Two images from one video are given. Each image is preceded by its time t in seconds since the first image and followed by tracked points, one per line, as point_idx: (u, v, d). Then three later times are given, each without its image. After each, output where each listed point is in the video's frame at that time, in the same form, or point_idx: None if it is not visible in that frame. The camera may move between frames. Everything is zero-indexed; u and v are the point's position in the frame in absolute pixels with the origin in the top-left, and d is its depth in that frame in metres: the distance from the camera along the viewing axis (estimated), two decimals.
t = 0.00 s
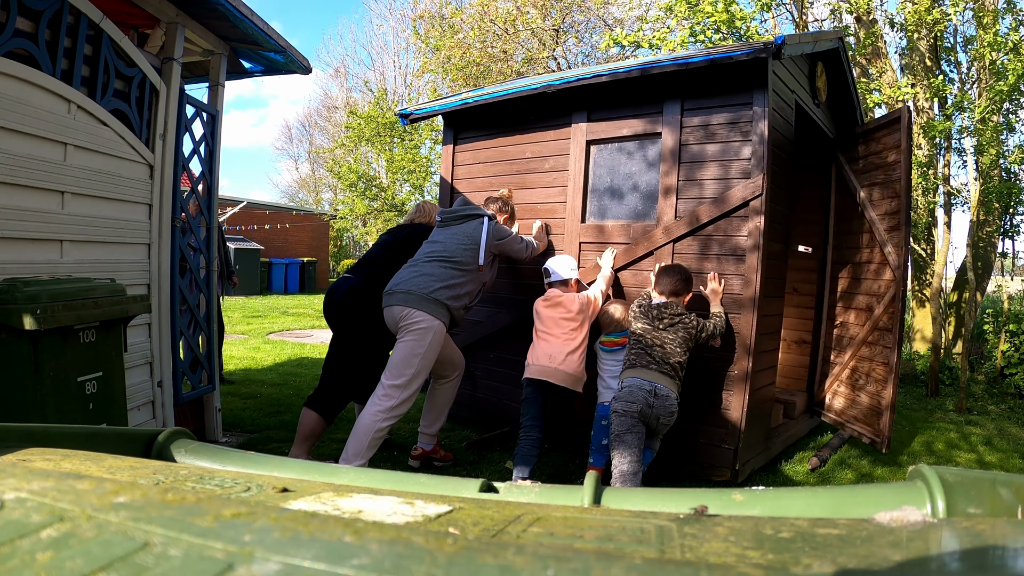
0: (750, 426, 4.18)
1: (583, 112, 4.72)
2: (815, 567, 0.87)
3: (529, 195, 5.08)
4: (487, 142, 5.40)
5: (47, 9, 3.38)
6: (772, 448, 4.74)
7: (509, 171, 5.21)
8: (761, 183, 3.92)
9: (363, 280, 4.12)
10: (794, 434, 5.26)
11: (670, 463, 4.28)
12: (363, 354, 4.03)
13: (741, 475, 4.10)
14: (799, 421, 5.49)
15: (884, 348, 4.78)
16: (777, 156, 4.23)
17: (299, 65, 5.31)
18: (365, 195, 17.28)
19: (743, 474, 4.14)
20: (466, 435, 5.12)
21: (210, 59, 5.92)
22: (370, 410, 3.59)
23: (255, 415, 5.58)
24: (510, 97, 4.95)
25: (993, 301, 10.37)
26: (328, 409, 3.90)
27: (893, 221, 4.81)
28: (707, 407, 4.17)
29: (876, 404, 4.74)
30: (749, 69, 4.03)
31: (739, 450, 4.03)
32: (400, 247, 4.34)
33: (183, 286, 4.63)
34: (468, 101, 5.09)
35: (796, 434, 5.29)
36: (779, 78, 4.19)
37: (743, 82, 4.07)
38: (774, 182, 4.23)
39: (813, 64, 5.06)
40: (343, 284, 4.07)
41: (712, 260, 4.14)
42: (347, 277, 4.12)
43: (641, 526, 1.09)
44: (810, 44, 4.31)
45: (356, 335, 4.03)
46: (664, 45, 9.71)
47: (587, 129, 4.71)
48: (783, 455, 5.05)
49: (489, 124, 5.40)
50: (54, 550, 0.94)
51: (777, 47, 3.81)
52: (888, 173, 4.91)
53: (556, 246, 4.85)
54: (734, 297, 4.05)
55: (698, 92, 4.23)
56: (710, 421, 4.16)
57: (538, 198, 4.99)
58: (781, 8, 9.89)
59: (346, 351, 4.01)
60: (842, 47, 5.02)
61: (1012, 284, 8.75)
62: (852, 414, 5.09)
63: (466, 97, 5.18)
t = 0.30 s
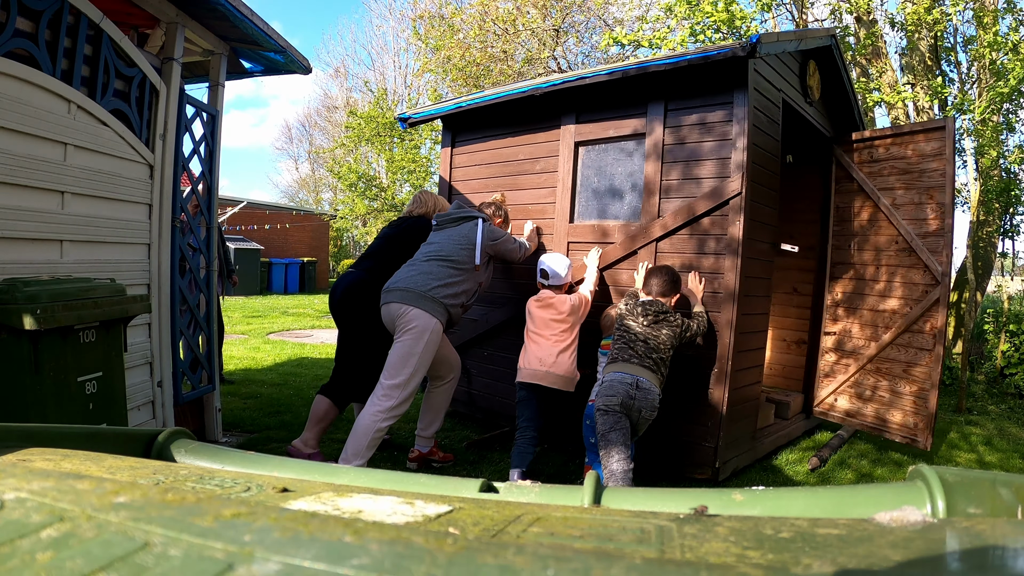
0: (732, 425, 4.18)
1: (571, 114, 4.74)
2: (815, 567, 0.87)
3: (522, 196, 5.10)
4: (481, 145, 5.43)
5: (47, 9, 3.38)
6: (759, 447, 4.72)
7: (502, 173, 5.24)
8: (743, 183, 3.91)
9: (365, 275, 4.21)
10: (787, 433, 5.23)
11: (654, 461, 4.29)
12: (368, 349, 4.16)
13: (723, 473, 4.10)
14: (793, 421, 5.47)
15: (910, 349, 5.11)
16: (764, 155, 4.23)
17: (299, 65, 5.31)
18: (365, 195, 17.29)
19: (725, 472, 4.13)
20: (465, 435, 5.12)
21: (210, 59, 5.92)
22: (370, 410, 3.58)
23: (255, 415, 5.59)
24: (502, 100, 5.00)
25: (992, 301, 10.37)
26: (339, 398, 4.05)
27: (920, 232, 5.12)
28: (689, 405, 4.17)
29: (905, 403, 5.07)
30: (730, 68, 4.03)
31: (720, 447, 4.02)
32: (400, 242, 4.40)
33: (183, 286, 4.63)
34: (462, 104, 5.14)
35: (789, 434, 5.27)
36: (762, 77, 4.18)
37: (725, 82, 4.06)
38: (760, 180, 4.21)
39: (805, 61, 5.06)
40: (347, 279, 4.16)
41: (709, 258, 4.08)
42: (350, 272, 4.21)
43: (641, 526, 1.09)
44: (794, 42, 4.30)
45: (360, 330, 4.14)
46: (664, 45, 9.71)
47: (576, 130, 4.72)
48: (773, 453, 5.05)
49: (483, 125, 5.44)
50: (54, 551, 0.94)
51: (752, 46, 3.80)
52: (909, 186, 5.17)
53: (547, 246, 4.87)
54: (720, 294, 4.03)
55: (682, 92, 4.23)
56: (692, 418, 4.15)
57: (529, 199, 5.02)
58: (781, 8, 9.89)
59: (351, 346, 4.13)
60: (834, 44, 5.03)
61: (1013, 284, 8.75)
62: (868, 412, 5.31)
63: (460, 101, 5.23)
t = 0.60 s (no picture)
0: (726, 424, 4.18)
1: (563, 115, 4.74)
2: (815, 567, 0.87)
3: (515, 197, 5.10)
4: (473, 147, 5.44)
5: (47, 9, 3.38)
6: (755, 446, 4.71)
7: (495, 173, 5.24)
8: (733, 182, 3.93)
9: (355, 272, 4.26)
10: (784, 433, 5.21)
11: (649, 461, 4.29)
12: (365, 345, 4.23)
13: (717, 472, 4.11)
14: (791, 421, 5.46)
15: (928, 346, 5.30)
16: (754, 157, 4.25)
17: (299, 65, 5.30)
18: (365, 196, 17.28)
19: (720, 471, 4.14)
20: (466, 435, 5.11)
21: (210, 59, 5.92)
22: (372, 409, 3.58)
23: (255, 415, 5.59)
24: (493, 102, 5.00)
25: (992, 301, 10.37)
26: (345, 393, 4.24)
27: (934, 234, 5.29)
28: (682, 405, 4.16)
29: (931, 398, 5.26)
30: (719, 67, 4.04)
31: (713, 447, 4.03)
32: (389, 236, 4.38)
33: (183, 286, 4.63)
34: (455, 105, 5.14)
35: (786, 435, 5.28)
36: (750, 76, 4.19)
37: (713, 81, 4.08)
38: (750, 180, 4.22)
39: (797, 59, 5.05)
40: (337, 277, 4.22)
41: (706, 257, 4.08)
42: (342, 270, 4.28)
43: (641, 526, 1.09)
44: (782, 40, 4.29)
45: (354, 328, 4.22)
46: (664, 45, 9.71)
47: (566, 131, 4.72)
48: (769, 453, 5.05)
49: (475, 126, 5.44)
50: (54, 550, 0.94)
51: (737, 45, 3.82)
52: (920, 192, 5.33)
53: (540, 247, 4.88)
54: (713, 294, 4.03)
55: (670, 92, 4.25)
56: (686, 418, 4.15)
57: (521, 200, 5.03)
58: (781, 8, 9.90)
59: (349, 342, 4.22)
60: (825, 42, 5.01)
61: (1013, 284, 8.74)
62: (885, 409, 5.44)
63: (453, 103, 5.23)
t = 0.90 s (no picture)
0: (727, 425, 4.18)
1: (566, 114, 4.73)
2: (815, 567, 0.87)
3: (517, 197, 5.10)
4: (476, 146, 5.43)
5: (47, 9, 3.38)
6: (756, 447, 4.71)
7: (498, 174, 5.23)
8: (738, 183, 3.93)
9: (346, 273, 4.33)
10: (785, 433, 5.21)
11: (649, 461, 4.29)
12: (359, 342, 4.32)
13: (718, 473, 4.11)
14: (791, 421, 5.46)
15: (924, 344, 5.58)
16: (759, 157, 4.25)
17: (299, 65, 5.30)
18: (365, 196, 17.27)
19: (720, 471, 4.14)
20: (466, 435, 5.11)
21: (210, 59, 5.92)
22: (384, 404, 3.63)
23: (255, 415, 5.59)
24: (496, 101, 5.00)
25: (992, 301, 10.37)
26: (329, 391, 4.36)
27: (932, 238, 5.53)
28: (682, 405, 4.17)
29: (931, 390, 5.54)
30: (724, 67, 4.04)
31: (715, 448, 4.03)
32: (380, 236, 4.38)
33: (183, 286, 4.63)
34: (458, 105, 5.13)
35: (787, 435, 5.28)
36: (757, 76, 4.19)
37: (718, 81, 4.08)
38: (755, 180, 4.22)
39: (802, 59, 5.05)
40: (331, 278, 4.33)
41: (707, 257, 4.08)
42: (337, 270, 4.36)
43: (641, 526, 1.09)
44: (788, 40, 4.30)
45: (349, 325, 4.31)
46: (664, 45, 9.71)
47: (570, 131, 4.71)
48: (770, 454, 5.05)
49: (478, 126, 5.43)
50: (54, 551, 0.94)
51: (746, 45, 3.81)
52: (919, 198, 5.56)
53: (542, 246, 4.88)
54: (714, 294, 4.03)
55: (675, 92, 4.24)
56: (687, 419, 4.15)
57: (523, 199, 5.02)
58: (781, 8, 9.91)
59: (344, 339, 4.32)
60: (831, 42, 5.02)
61: (1013, 284, 8.73)
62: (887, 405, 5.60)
63: (456, 103, 5.22)
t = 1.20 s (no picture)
0: (727, 424, 4.19)
1: (566, 115, 4.74)
2: (815, 567, 0.87)
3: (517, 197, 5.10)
4: (475, 146, 5.43)
5: (47, 9, 3.38)
6: (755, 447, 4.70)
7: (497, 174, 5.23)
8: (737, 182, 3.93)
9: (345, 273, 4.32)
10: (785, 433, 5.21)
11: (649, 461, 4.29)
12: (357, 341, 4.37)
13: (718, 473, 4.11)
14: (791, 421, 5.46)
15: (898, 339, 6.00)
16: (758, 157, 4.25)
17: (299, 65, 5.30)
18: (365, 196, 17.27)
19: (720, 471, 4.14)
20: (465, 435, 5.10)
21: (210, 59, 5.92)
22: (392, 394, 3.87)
23: (255, 415, 5.58)
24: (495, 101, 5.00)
25: (993, 301, 10.36)
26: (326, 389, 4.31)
27: (911, 241, 6.00)
28: (682, 405, 4.18)
29: (903, 382, 6.05)
30: (723, 67, 4.04)
31: (715, 448, 4.03)
32: (378, 236, 4.39)
33: (183, 286, 4.63)
34: (457, 105, 5.14)
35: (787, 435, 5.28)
36: (756, 76, 4.20)
37: (717, 81, 4.08)
38: (755, 180, 4.22)
39: (800, 60, 5.05)
40: (329, 280, 4.30)
41: (707, 257, 4.08)
42: (334, 270, 4.32)
43: (641, 527, 1.09)
44: (787, 40, 4.30)
45: (348, 326, 4.33)
46: (664, 45, 9.71)
47: (569, 131, 4.71)
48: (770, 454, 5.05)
49: (478, 126, 5.43)
50: (54, 550, 0.94)
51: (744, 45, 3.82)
52: (904, 202, 5.97)
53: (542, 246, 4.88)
54: (714, 294, 4.03)
55: (674, 92, 4.24)
56: (686, 419, 4.15)
57: (522, 200, 5.02)
58: (781, 8, 9.91)
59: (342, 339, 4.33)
60: (830, 42, 5.02)
61: (1013, 284, 8.71)
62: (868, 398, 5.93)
63: (455, 103, 5.22)
